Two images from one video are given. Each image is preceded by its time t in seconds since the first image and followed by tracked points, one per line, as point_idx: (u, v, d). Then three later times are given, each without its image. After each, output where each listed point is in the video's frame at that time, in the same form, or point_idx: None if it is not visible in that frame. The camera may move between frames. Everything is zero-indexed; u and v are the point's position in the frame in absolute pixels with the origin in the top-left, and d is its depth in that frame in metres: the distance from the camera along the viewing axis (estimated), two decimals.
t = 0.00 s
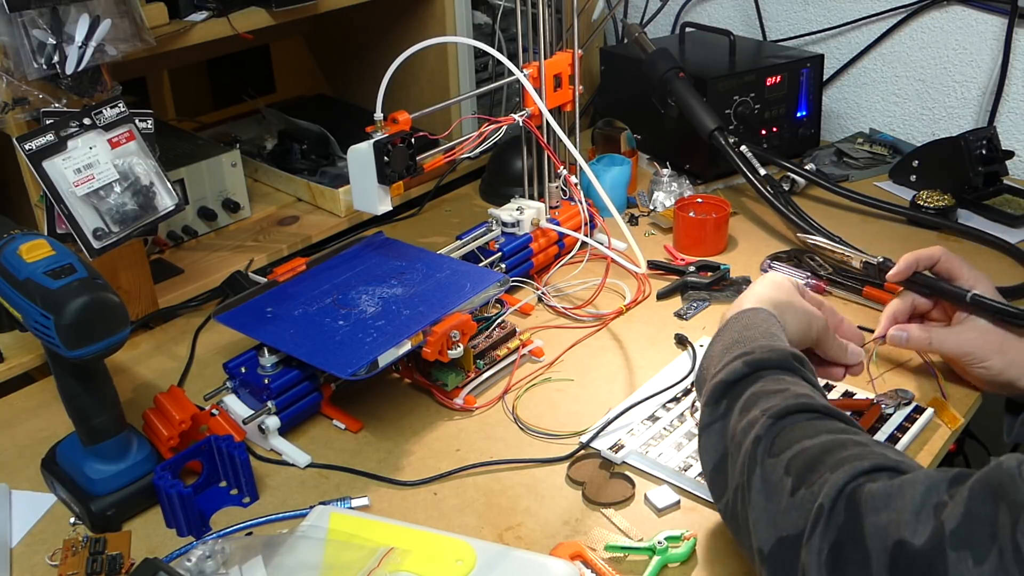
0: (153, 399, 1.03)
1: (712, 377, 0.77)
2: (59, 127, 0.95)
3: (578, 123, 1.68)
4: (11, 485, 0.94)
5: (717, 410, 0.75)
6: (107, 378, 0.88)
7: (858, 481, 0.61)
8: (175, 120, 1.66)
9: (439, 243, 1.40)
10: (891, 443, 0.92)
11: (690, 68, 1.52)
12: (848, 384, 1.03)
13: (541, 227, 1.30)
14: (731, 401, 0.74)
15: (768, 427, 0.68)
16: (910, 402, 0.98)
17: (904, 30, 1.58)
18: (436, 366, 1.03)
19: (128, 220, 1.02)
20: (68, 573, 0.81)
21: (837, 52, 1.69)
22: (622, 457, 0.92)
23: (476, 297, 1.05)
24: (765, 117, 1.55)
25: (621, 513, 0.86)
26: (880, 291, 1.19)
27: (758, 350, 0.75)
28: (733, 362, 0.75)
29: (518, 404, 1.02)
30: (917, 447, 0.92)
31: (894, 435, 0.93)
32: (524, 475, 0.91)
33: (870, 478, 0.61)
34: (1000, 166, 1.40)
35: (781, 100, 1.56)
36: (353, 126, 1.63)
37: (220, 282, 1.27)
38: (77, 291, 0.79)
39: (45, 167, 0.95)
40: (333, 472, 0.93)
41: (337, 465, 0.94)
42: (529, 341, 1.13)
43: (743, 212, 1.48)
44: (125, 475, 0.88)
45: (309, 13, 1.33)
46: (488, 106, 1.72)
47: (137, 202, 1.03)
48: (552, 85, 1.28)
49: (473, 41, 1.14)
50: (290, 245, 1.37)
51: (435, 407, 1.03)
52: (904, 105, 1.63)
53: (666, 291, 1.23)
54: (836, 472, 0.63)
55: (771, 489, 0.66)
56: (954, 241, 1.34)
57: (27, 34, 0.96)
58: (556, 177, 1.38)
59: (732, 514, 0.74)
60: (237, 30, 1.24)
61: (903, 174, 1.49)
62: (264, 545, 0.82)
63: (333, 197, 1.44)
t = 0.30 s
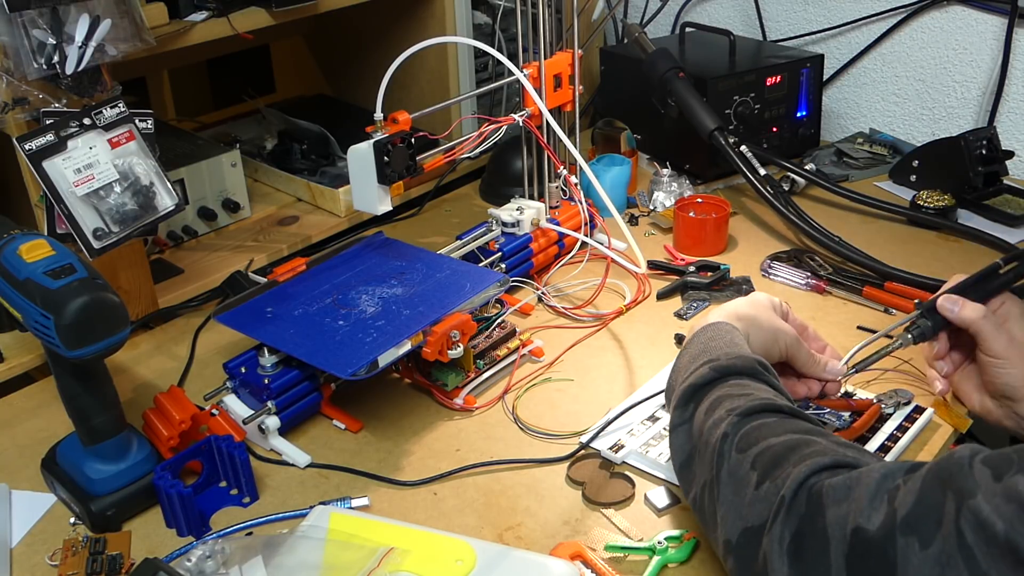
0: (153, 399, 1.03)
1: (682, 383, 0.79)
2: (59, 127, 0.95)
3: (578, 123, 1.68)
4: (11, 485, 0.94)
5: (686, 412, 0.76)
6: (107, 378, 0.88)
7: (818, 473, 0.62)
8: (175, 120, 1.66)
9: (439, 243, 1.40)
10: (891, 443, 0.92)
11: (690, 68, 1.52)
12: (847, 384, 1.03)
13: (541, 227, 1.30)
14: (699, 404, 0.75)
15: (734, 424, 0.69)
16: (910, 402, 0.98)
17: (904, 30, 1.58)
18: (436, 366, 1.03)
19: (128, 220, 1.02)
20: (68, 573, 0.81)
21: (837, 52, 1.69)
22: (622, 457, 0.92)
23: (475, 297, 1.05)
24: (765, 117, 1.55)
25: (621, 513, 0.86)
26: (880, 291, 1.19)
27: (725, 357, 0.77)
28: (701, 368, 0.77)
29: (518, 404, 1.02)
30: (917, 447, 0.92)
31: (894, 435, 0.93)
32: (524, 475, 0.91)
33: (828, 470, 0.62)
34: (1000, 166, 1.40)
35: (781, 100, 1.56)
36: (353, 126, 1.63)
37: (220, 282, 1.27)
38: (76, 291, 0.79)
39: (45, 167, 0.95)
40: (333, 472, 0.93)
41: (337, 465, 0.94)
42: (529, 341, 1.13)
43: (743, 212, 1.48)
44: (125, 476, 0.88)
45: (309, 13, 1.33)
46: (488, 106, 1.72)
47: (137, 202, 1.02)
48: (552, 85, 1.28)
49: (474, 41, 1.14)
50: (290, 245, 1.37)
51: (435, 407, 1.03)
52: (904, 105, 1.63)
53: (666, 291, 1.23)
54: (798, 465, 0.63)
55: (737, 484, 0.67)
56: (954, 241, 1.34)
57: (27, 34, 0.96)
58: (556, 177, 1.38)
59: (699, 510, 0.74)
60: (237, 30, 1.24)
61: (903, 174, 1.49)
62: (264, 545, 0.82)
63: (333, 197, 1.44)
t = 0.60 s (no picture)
0: (153, 399, 1.03)
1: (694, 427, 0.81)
2: (59, 127, 0.95)
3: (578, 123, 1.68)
4: (11, 485, 0.94)
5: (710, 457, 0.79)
6: (107, 378, 0.88)
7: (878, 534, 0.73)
8: (175, 120, 1.66)
9: (439, 243, 1.40)
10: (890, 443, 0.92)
11: (690, 68, 1.52)
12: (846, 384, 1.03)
13: (541, 227, 1.30)
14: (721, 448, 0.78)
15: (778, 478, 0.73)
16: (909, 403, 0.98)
17: (904, 30, 1.58)
18: (436, 366, 1.03)
19: (128, 220, 1.02)
20: (68, 573, 0.81)
21: (837, 52, 1.69)
22: (623, 457, 0.92)
23: (476, 297, 1.05)
24: (765, 117, 1.55)
25: (621, 513, 0.86)
26: (880, 291, 1.19)
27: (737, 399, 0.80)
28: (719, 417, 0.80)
29: (518, 404, 1.02)
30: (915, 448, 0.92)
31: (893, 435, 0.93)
32: (524, 475, 0.91)
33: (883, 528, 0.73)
34: (1000, 166, 1.40)
35: (781, 100, 1.56)
36: (353, 126, 1.63)
37: (220, 282, 1.27)
38: (76, 291, 0.79)
39: (46, 167, 0.95)
40: (332, 472, 0.93)
41: (337, 465, 0.94)
42: (529, 341, 1.13)
43: (743, 212, 1.48)
44: (125, 476, 0.88)
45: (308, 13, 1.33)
46: (488, 106, 1.72)
47: (137, 202, 1.02)
48: (552, 85, 1.28)
49: (473, 41, 1.14)
50: (290, 245, 1.37)
51: (435, 407, 1.03)
52: (904, 105, 1.63)
53: (666, 291, 1.23)
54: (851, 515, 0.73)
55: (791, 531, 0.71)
56: (954, 241, 1.34)
57: (27, 34, 0.96)
58: (556, 177, 1.38)
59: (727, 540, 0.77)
60: (237, 30, 1.24)
61: (903, 174, 1.49)
62: (263, 545, 0.82)
63: (333, 197, 1.44)
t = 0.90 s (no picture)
0: (153, 399, 1.03)
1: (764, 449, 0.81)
2: (59, 127, 0.95)
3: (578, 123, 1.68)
4: (11, 485, 0.94)
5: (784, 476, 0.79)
6: (106, 378, 0.88)
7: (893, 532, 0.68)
8: (175, 120, 1.66)
9: (439, 243, 1.40)
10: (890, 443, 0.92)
11: (690, 68, 1.52)
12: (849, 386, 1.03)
13: (541, 227, 1.30)
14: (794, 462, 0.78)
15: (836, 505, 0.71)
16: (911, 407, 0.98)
17: (904, 30, 1.58)
18: (436, 366, 1.03)
19: (128, 220, 1.02)
20: (68, 573, 0.81)
21: (837, 52, 1.69)
22: (622, 457, 0.92)
23: (475, 297, 1.05)
24: (765, 117, 1.55)
25: (621, 513, 0.86)
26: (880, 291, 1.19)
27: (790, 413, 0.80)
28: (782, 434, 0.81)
29: (518, 404, 1.02)
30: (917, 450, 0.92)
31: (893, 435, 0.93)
32: (524, 475, 0.91)
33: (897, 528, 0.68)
34: (1000, 166, 1.40)
35: (781, 100, 1.56)
36: (353, 126, 1.63)
37: (219, 282, 1.27)
38: (76, 291, 0.79)
39: (46, 167, 0.95)
40: (333, 472, 0.93)
41: (337, 465, 0.94)
42: (529, 341, 1.13)
43: (743, 212, 1.48)
44: (125, 476, 0.88)
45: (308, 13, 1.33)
46: (488, 106, 1.72)
47: (137, 202, 1.02)
48: (552, 85, 1.28)
49: (473, 41, 1.14)
50: (290, 245, 1.37)
51: (435, 407, 1.03)
52: (904, 105, 1.63)
53: (666, 291, 1.23)
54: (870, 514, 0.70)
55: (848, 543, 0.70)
56: (954, 241, 1.34)
57: (27, 34, 0.96)
58: (556, 177, 1.38)
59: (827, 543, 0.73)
60: (237, 30, 1.24)
61: (903, 174, 1.49)
62: (263, 545, 0.82)
63: (333, 197, 1.44)
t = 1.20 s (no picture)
0: (153, 399, 1.03)
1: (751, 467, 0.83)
2: (59, 127, 0.95)
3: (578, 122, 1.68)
4: (11, 485, 0.94)
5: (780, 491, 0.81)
6: (106, 378, 0.88)
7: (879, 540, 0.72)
8: (175, 120, 1.66)
9: (439, 243, 1.40)
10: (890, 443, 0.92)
11: (690, 68, 1.52)
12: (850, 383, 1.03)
13: (541, 227, 1.30)
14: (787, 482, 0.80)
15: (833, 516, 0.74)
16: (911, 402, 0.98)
17: (904, 30, 1.58)
18: (436, 366, 1.03)
19: (128, 220, 1.02)
20: (68, 573, 0.81)
21: (837, 52, 1.69)
22: (622, 457, 0.92)
23: (475, 297, 1.05)
24: (765, 117, 1.55)
25: (621, 513, 0.86)
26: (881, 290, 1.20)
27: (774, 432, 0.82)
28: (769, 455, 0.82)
29: (518, 404, 1.02)
30: (917, 446, 0.92)
31: (894, 434, 0.92)
32: (524, 475, 0.91)
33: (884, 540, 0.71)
34: (1000, 166, 1.40)
35: (781, 100, 1.56)
36: (353, 126, 1.63)
37: (219, 282, 1.27)
38: (76, 291, 0.79)
39: (46, 167, 0.95)
40: (333, 472, 0.93)
41: (337, 465, 0.94)
42: (529, 341, 1.13)
43: (743, 212, 1.48)
44: (125, 476, 0.88)
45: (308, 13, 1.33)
46: (488, 106, 1.72)
47: (137, 202, 1.02)
48: (552, 85, 1.28)
49: (473, 41, 1.14)
50: (290, 245, 1.37)
51: (435, 407, 1.03)
52: (904, 105, 1.63)
53: (666, 291, 1.23)
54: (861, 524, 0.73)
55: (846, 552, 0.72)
56: (954, 241, 1.34)
57: (27, 34, 0.96)
58: (556, 177, 1.38)
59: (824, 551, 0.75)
60: (237, 30, 1.24)
61: (903, 174, 1.49)
62: (263, 545, 0.82)
63: (333, 197, 1.44)
